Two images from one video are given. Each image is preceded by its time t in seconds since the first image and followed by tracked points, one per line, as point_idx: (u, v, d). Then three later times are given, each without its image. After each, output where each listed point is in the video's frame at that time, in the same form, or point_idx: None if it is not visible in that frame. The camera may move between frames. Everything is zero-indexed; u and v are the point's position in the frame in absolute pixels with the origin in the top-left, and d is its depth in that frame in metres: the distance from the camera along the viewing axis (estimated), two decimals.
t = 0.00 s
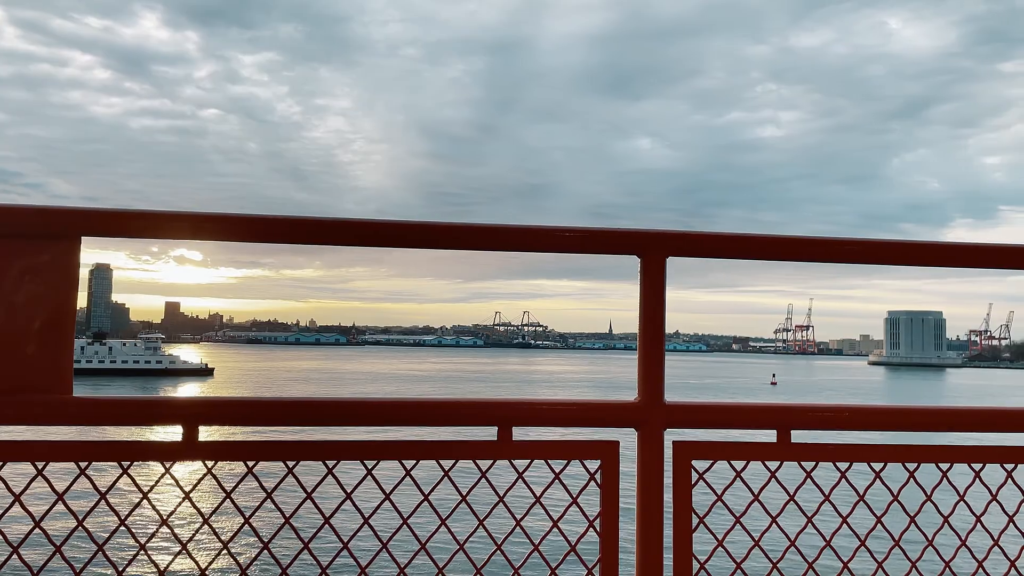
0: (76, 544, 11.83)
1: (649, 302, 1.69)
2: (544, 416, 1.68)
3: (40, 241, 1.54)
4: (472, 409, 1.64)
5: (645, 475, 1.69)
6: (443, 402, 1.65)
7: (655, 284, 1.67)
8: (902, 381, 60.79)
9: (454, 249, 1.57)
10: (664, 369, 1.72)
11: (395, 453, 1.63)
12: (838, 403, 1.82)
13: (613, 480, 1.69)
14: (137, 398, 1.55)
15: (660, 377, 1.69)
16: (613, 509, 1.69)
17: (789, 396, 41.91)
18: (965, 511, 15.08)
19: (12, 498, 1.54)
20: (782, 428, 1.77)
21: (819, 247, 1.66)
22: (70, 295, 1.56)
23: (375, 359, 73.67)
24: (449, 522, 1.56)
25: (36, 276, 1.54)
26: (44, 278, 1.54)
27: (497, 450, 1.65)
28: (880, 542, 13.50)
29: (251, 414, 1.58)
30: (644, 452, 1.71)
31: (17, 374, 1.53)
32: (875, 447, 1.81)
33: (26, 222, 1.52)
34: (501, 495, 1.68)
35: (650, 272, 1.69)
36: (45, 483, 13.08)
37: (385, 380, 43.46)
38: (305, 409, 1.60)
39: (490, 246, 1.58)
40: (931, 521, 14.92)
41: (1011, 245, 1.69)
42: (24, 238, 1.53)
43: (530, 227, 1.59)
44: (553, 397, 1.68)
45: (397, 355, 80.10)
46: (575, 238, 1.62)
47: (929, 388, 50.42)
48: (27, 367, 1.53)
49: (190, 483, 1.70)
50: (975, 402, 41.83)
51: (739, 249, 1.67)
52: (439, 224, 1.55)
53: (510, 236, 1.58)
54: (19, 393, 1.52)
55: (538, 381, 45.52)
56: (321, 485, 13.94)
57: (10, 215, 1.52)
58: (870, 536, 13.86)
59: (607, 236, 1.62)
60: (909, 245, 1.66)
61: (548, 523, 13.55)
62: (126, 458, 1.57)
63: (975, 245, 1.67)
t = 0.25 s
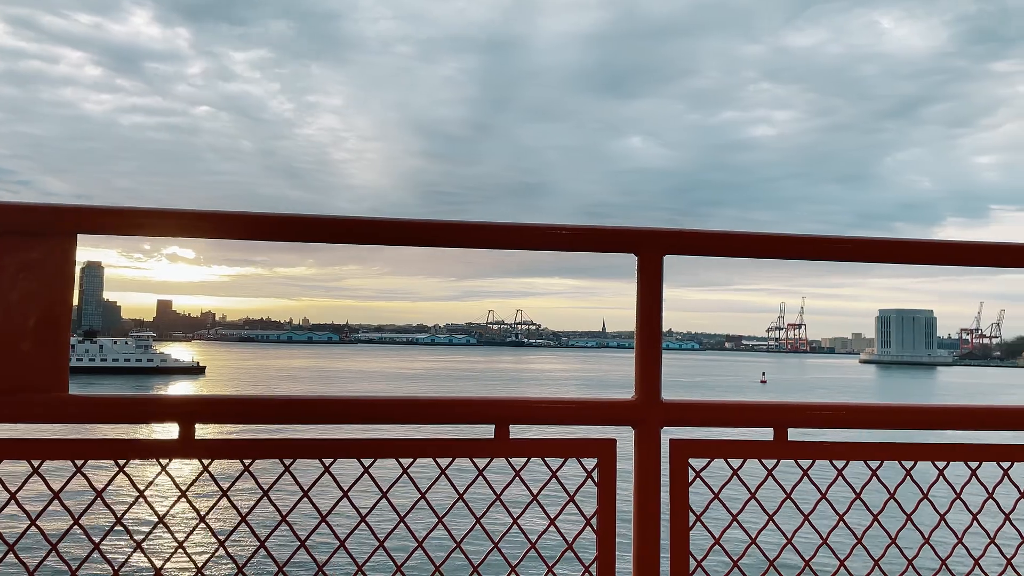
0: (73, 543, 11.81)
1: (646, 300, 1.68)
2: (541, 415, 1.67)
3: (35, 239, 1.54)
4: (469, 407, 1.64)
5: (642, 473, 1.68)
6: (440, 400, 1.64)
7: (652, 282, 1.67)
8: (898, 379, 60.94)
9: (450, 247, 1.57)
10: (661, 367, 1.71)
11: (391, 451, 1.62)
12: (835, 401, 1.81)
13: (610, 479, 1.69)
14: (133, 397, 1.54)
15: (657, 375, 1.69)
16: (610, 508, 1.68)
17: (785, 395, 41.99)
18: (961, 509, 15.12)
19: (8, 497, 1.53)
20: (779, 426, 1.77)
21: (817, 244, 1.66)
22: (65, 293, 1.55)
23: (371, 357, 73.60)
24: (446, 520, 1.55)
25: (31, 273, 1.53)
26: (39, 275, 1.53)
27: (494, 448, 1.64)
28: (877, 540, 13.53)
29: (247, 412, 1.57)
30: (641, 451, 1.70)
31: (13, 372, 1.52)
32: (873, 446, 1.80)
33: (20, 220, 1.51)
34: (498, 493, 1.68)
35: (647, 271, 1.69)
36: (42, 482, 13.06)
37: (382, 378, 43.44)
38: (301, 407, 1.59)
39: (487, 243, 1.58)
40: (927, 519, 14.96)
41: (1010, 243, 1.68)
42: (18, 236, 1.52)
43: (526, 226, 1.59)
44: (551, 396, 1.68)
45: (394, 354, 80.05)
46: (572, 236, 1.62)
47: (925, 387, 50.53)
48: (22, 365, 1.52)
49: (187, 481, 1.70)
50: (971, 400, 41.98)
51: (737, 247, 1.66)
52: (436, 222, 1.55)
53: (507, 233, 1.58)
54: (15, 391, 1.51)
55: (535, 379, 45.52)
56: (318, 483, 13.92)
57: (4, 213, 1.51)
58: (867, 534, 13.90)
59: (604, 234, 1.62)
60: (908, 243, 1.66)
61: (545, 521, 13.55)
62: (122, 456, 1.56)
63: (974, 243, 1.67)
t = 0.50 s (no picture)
0: (70, 541, 11.79)
1: (644, 298, 1.68)
2: (539, 413, 1.67)
3: (33, 237, 1.53)
4: (466, 405, 1.64)
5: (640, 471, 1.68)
6: (437, 399, 1.64)
7: (650, 281, 1.67)
8: (894, 378, 61.10)
9: (449, 246, 1.56)
10: (659, 366, 1.71)
11: (389, 449, 1.62)
12: (833, 400, 1.81)
13: (607, 477, 1.68)
14: (131, 396, 1.54)
15: (655, 374, 1.68)
16: (607, 506, 1.68)
17: (782, 393, 42.10)
18: (958, 507, 15.17)
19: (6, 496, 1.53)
20: (776, 425, 1.77)
21: (814, 242, 1.66)
22: (62, 292, 1.54)
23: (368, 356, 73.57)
24: (443, 519, 1.55)
25: (29, 272, 1.53)
26: (36, 274, 1.53)
27: (492, 446, 1.64)
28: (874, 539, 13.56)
29: (244, 411, 1.57)
30: (638, 450, 1.70)
31: (10, 370, 1.51)
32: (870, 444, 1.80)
33: (18, 219, 1.51)
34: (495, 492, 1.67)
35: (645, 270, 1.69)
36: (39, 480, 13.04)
37: (380, 377, 43.43)
38: (299, 406, 1.58)
39: (485, 242, 1.58)
40: (924, 518, 15.00)
41: (1008, 242, 1.68)
42: (16, 234, 1.52)
43: (525, 224, 1.58)
44: (548, 394, 1.67)
45: (391, 352, 80.06)
46: (570, 235, 1.61)
47: (922, 385, 50.66)
48: (20, 363, 1.52)
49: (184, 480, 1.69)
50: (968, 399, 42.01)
51: (735, 246, 1.66)
52: (433, 220, 1.54)
53: (505, 233, 1.57)
54: (13, 389, 1.51)
55: (532, 378, 45.56)
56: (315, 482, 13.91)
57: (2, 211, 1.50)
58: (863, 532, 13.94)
59: (602, 233, 1.61)
60: (905, 241, 1.66)
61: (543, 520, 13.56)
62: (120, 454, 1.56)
63: (972, 242, 1.67)
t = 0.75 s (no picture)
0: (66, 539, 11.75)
1: (641, 297, 1.68)
2: (536, 412, 1.67)
3: (29, 236, 1.52)
4: (463, 403, 1.63)
5: (637, 469, 1.68)
6: (433, 396, 1.63)
7: (647, 279, 1.67)
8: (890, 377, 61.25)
9: (446, 244, 1.56)
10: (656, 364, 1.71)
11: (385, 447, 1.61)
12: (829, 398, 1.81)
13: (604, 476, 1.68)
14: (127, 394, 1.53)
15: (652, 372, 1.68)
16: (605, 504, 1.67)
17: (779, 391, 42.19)
18: (953, 505, 15.23)
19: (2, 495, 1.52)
20: (773, 423, 1.77)
21: (811, 241, 1.66)
22: (59, 291, 1.54)
23: (364, 354, 73.47)
24: (440, 516, 1.54)
25: (26, 271, 1.52)
26: (33, 273, 1.52)
27: (489, 445, 1.64)
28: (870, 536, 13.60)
29: (240, 409, 1.56)
30: (635, 448, 1.70)
31: (8, 369, 1.50)
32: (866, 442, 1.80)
33: (15, 218, 1.50)
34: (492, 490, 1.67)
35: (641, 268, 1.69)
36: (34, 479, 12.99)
37: (377, 375, 43.39)
38: (295, 403, 1.58)
39: (482, 240, 1.57)
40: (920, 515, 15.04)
41: (1003, 240, 1.69)
42: (12, 232, 1.51)
43: (522, 223, 1.58)
44: (545, 392, 1.67)
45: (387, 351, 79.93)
46: (567, 233, 1.61)
47: (918, 383, 50.81)
48: (18, 363, 1.51)
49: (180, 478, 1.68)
50: (964, 397, 42.11)
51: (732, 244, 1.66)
52: (429, 219, 1.54)
53: (503, 231, 1.57)
54: (11, 388, 1.50)
55: (529, 376, 45.56)
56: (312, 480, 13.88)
57: None
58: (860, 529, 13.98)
59: (599, 231, 1.62)
60: (902, 240, 1.67)
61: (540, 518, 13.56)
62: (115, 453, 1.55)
63: (970, 241, 1.67)
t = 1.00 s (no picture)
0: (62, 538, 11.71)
1: (638, 294, 1.67)
2: (533, 411, 1.66)
3: (23, 233, 1.51)
4: (459, 401, 1.62)
5: (634, 467, 1.68)
6: (428, 395, 1.62)
7: (644, 277, 1.66)
8: (887, 375, 61.16)
9: (443, 242, 1.55)
10: (653, 362, 1.70)
11: (381, 446, 1.60)
12: (827, 397, 1.81)
13: (602, 474, 1.67)
14: (124, 392, 1.52)
15: (649, 370, 1.68)
16: (601, 502, 1.67)
17: (776, 390, 42.20)
18: (950, 503, 15.23)
19: None
20: (770, 421, 1.77)
21: (807, 239, 1.66)
22: (54, 289, 1.52)
23: (361, 353, 73.41)
24: (436, 516, 1.54)
25: (21, 269, 1.50)
26: (27, 271, 1.51)
27: (485, 443, 1.63)
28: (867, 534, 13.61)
29: (237, 407, 1.55)
30: (631, 446, 1.69)
31: (4, 368, 1.49)
32: (862, 440, 1.80)
33: (10, 216, 1.48)
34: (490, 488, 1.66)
35: (638, 265, 1.68)
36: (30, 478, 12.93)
37: (375, 373, 43.32)
38: (291, 401, 1.57)
39: (477, 238, 1.56)
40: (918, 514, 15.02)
41: (1000, 238, 1.68)
42: (5, 230, 1.49)
43: (518, 221, 1.57)
44: (543, 390, 1.66)
45: (384, 351, 79.84)
46: (565, 231, 1.60)
47: (914, 381, 50.86)
48: (14, 360, 1.50)
49: (177, 476, 1.68)
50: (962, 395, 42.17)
51: (730, 243, 1.65)
52: (424, 217, 1.53)
53: (501, 229, 1.56)
54: (7, 386, 1.49)
55: (526, 374, 45.50)
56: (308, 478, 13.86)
57: None
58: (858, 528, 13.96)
59: (596, 230, 1.61)
60: (898, 238, 1.67)
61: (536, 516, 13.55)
62: (110, 451, 1.54)
63: (965, 238, 1.68)
